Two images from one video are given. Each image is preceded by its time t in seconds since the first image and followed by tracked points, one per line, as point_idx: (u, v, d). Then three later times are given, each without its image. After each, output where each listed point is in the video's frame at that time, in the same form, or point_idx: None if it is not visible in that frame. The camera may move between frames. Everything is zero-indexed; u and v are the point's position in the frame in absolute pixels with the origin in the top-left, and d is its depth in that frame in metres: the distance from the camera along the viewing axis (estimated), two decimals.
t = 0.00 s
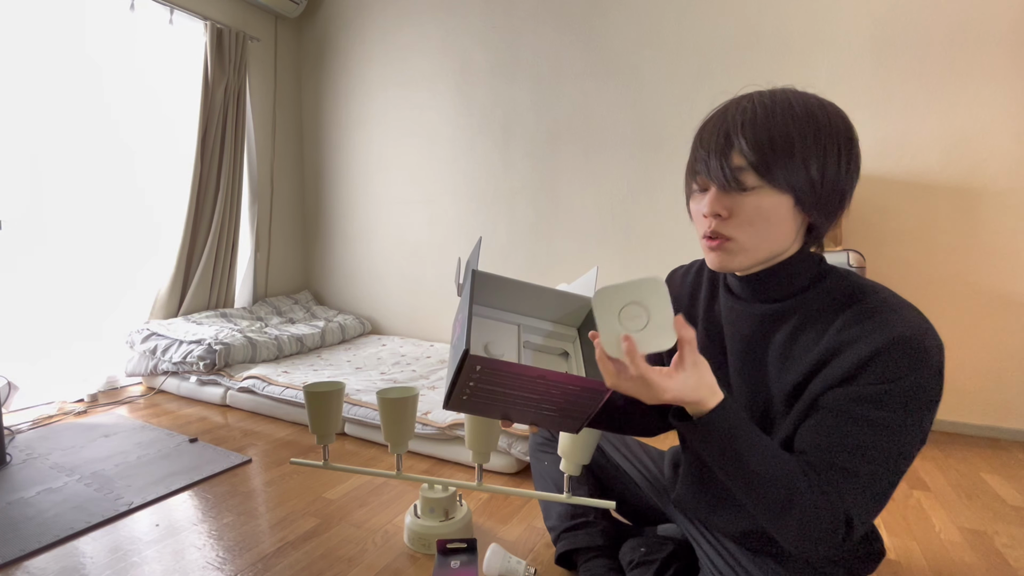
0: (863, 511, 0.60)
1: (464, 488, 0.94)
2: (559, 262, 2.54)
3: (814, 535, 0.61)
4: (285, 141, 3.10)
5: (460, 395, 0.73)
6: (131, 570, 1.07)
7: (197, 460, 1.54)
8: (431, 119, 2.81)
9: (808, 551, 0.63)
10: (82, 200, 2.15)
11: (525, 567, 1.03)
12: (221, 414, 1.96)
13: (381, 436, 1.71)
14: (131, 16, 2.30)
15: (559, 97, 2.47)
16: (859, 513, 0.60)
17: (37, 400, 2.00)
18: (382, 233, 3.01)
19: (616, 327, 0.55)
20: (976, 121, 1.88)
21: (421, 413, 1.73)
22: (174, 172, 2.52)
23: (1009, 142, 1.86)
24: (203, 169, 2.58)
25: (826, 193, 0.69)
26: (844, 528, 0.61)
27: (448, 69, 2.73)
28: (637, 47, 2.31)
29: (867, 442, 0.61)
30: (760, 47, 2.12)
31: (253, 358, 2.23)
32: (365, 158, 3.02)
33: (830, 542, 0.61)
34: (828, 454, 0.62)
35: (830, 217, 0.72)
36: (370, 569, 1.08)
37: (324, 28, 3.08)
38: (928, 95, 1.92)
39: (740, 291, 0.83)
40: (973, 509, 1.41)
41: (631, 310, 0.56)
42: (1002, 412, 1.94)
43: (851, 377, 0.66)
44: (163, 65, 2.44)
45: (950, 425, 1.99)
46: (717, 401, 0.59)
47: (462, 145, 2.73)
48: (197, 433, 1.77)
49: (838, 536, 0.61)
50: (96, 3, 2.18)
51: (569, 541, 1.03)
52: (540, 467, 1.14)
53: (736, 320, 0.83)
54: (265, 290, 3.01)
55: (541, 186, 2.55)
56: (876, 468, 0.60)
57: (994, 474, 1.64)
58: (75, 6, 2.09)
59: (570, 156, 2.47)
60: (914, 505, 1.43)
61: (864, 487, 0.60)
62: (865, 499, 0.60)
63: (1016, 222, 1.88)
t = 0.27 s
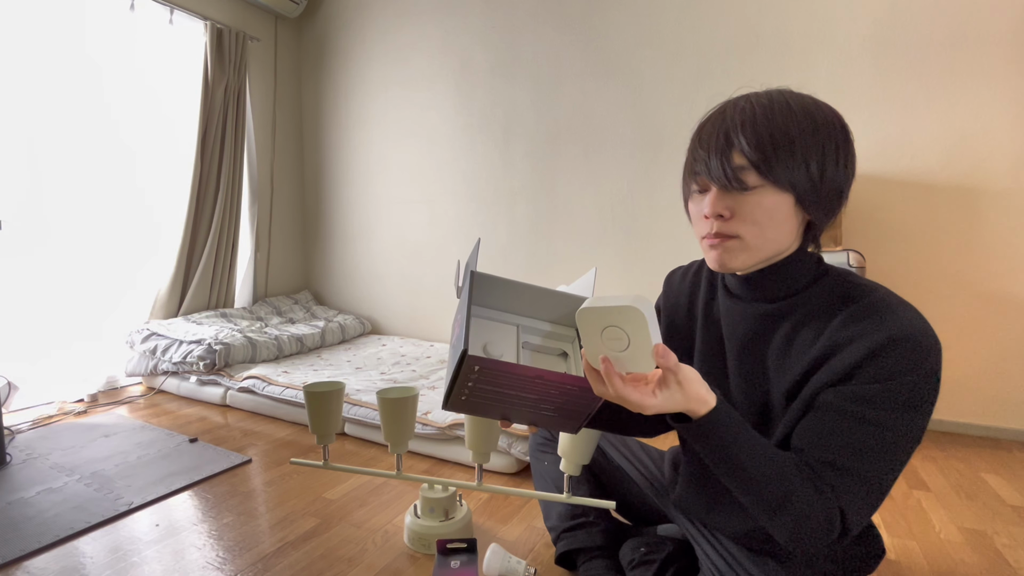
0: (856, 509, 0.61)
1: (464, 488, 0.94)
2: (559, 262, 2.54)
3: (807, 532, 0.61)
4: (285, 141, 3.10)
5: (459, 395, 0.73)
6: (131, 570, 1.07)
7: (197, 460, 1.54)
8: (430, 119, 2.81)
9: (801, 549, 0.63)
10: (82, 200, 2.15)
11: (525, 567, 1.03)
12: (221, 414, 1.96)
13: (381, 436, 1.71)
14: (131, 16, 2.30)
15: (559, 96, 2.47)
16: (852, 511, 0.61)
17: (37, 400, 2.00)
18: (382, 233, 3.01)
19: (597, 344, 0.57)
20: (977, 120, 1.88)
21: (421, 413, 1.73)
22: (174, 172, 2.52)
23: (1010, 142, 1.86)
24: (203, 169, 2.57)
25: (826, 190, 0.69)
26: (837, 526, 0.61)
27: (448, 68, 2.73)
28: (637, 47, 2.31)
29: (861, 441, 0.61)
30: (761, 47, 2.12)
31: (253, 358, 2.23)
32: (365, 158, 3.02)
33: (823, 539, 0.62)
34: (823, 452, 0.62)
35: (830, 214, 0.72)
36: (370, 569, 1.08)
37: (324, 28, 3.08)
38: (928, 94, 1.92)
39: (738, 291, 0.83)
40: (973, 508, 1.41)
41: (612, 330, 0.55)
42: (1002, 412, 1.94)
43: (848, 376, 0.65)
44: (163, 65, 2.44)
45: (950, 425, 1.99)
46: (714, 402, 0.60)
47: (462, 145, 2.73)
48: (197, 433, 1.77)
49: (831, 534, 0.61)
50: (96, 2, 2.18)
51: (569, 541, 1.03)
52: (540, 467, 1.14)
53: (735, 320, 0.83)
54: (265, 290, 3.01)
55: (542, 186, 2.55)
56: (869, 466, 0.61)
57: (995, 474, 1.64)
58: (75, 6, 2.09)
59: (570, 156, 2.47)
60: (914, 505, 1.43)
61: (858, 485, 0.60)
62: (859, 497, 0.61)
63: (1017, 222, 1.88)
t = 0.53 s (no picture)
0: (856, 509, 0.60)
1: (464, 488, 0.94)
2: (559, 262, 2.54)
3: (807, 533, 0.61)
4: (286, 141, 3.10)
5: (460, 395, 0.72)
6: (131, 570, 1.07)
7: (197, 460, 1.54)
8: (430, 119, 2.81)
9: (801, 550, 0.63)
10: (82, 200, 2.15)
11: (525, 567, 1.03)
12: (221, 414, 1.96)
13: (381, 436, 1.71)
14: (131, 16, 2.30)
15: (559, 96, 2.47)
16: (852, 511, 0.60)
17: (37, 400, 2.00)
18: (382, 233, 3.01)
19: (625, 329, 0.54)
20: (977, 120, 1.88)
21: (421, 413, 1.73)
22: (174, 173, 2.52)
23: (1010, 142, 1.86)
24: (203, 169, 2.58)
25: (826, 185, 0.70)
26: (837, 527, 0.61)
27: (448, 68, 2.73)
28: (637, 47, 2.31)
29: (862, 440, 0.61)
30: (761, 47, 2.12)
31: (253, 358, 2.23)
32: (364, 158, 3.02)
33: (823, 540, 0.61)
34: (823, 452, 0.62)
35: (829, 211, 0.73)
36: (370, 569, 1.08)
37: (324, 28, 3.08)
38: (928, 95, 1.92)
39: (738, 292, 0.83)
40: (973, 508, 1.41)
41: (644, 309, 0.54)
42: (1002, 412, 1.94)
43: (848, 376, 0.66)
44: (163, 65, 2.44)
45: (949, 425, 1.99)
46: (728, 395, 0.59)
47: (462, 145, 2.73)
48: (197, 433, 1.77)
49: (831, 535, 0.61)
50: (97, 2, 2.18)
51: (569, 541, 1.03)
52: (540, 467, 1.14)
53: (734, 321, 0.83)
54: (265, 289, 3.01)
55: (542, 186, 2.55)
56: (870, 467, 0.60)
57: (994, 474, 1.64)
58: (75, 6, 2.09)
59: (570, 156, 2.47)
60: (914, 505, 1.43)
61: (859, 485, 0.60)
62: (859, 498, 0.60)
63: (1017, 222, 1.88)
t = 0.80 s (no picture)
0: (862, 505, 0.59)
1: (464, 488, 0.94)
2: (559, 262, 2.54)
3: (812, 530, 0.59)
4: (285, 141, 3.10)
5: (461, 383, 0.72)
6: (131, 570, 1.07)
7: (197, 460, 1.54)
8: (430, 119, 2.81)
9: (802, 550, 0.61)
10: (81, 200, 2.15)
11: (525, 567, 1.03)
12: (221, 414, 1.96)
13: (381, 436, 1.71)
14: (131, 16, 2.30)
15: (559, 96, 2.47)
16: (857, 508, 0.58)
17: (37, 400, 2.00)
18: (382, 233, 3.01)
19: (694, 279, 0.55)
20: (977, 120, 1.88)
21: (421, 413, 1.73)
22: (174, 173, 2.52)
23: (1010, 142, 1.86)
24: (203, 169, 2.57)
25: (820, 184, 0.69)
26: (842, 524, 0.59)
27: (448, 68, 2.73)
28: (637, 47, 2.31)
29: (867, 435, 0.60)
30: (760, 47, 2.12)
31: (253, 358, 2.23)
32: (364, 158, 3.02)
33: (827, 539, 0.59)
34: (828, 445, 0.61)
35: (825, 208, 0.72)
36: (370, 569, 1.08)
37: (324, 28, 3.08)
38: (928, 94, 1.92)
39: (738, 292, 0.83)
40: (973, 508, 1.41)
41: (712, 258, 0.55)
42: (1002, 412, 1.94)
43: (850, 373, 0.65)
44: (162, 66, 2.44)
45: (950, 425, 1.99)
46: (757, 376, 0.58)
47: (462, 144, 2.73)
48: (197, 433, 1.77)
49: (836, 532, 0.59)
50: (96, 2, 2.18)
51: (569, 541, 1.03)
52: (540, 467, 1.14)
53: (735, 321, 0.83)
54: (265, 290, 3.01)
55: (542, 186, 2.55)
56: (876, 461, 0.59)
57: (995, 474, 1.64)
58: (75, 6, 2.09)
59: (570, 156, 2.47)
60: (914, 505, 1.43)
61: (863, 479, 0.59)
62: (865, 495, 0.58)
63: (1017, 222, 1.88)
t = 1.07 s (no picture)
0: (860, 507, 0.59)
1: (464, 488, 0.94)
2: (559, 262, 2.54)
3: (809, 531, 0.59)
4: (285, 141, 3.10)
5: (464, 385, 0.72)
6: (131, 570, 1.07)
7: (197, 460, 1.54)
8: (430, 119, 2.81)
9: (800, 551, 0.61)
10: (81, 200, 2.15)
11: (525, 567, 1.03)
12: (221, 414, 1.96)
13: (381, 436, 1.71)
14: (131, 15, 2.29)
15: (559, 96, 2.47)
16: (856, 509, 0.59)
17: (37, 400, 2.00)
18: (382, 233, 3.01)
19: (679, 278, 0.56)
20: (977, 120, 1.88)
21: (421, 413, 1.73)
22: (174, 173, 2.51)
23: (1010, 142, 1.86)
24: (203, 169, 2.57)
25: (821, 187, 0.69)
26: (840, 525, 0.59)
27: (449, 68, 2.73)
28: (637, 47, 2.31)
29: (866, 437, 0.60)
30: (761, 47, 2.12)
31: (253, 358, 2.23)
32: (364, 158, 3.02)
33: (824, 540, 0.59)
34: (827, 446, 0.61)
35: (826, 210, 0.72)
36: (370, 569, 1.07)
37: (324, 27, 3.08)
38: (928, 94, 1.92)
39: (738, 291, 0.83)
40: (974, 508, 1.41)
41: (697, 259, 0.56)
42: (1002, 412, 1.94)
43: (849, 374, 0.65)
44: (162, 66, 2.44)
45: (950, 425, 1.99)
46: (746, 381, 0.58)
47: (462, 144, 2.73)
48: (197, 433, 1.77)
49: (834, 534, 0.59)
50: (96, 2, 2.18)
51: (569, 541, 1.03)
52: (540, 467, 1.14)
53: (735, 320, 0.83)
54: (265, 289, 3.01)
55: (542, 186, 2.55)
56: (874, 463, 0.60)
57: (995, 474, 1.64)
58: (74, 6, 2.09)
59: (570, 156, 2.47)
60: (915, 505, 1.43)
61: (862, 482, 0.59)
62: (862, 496, 0.59)
63: (1017, 222, 1.88)
